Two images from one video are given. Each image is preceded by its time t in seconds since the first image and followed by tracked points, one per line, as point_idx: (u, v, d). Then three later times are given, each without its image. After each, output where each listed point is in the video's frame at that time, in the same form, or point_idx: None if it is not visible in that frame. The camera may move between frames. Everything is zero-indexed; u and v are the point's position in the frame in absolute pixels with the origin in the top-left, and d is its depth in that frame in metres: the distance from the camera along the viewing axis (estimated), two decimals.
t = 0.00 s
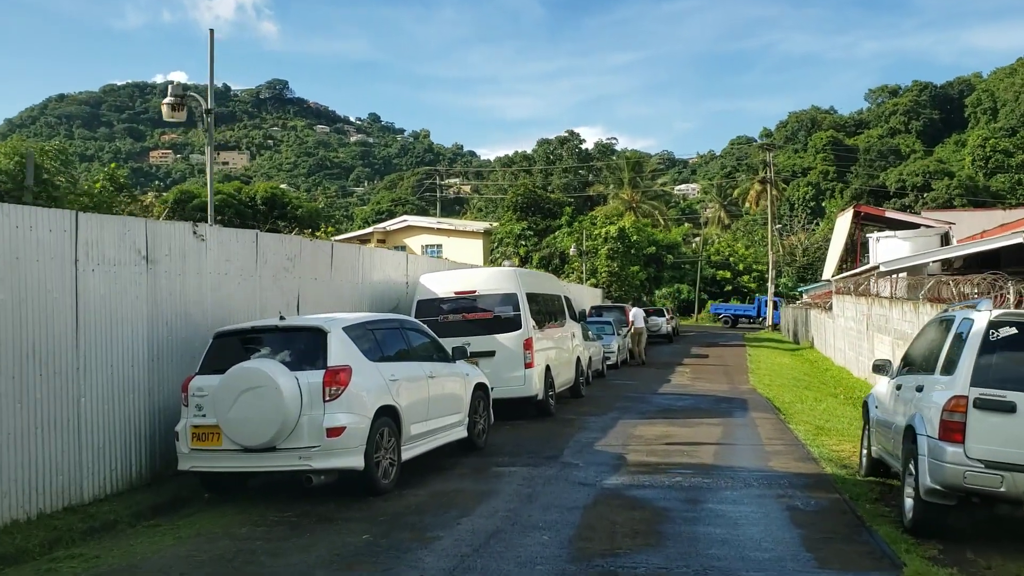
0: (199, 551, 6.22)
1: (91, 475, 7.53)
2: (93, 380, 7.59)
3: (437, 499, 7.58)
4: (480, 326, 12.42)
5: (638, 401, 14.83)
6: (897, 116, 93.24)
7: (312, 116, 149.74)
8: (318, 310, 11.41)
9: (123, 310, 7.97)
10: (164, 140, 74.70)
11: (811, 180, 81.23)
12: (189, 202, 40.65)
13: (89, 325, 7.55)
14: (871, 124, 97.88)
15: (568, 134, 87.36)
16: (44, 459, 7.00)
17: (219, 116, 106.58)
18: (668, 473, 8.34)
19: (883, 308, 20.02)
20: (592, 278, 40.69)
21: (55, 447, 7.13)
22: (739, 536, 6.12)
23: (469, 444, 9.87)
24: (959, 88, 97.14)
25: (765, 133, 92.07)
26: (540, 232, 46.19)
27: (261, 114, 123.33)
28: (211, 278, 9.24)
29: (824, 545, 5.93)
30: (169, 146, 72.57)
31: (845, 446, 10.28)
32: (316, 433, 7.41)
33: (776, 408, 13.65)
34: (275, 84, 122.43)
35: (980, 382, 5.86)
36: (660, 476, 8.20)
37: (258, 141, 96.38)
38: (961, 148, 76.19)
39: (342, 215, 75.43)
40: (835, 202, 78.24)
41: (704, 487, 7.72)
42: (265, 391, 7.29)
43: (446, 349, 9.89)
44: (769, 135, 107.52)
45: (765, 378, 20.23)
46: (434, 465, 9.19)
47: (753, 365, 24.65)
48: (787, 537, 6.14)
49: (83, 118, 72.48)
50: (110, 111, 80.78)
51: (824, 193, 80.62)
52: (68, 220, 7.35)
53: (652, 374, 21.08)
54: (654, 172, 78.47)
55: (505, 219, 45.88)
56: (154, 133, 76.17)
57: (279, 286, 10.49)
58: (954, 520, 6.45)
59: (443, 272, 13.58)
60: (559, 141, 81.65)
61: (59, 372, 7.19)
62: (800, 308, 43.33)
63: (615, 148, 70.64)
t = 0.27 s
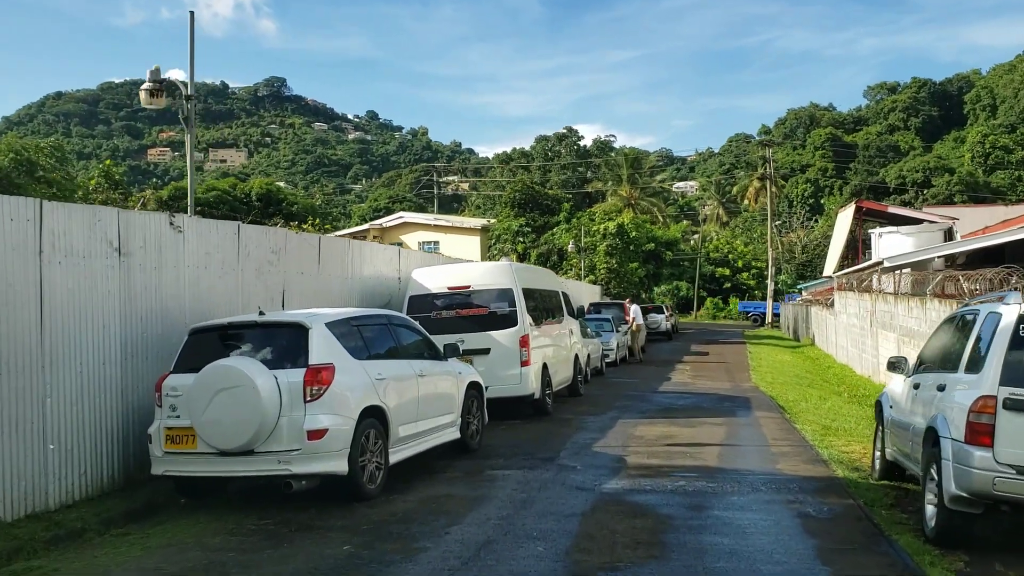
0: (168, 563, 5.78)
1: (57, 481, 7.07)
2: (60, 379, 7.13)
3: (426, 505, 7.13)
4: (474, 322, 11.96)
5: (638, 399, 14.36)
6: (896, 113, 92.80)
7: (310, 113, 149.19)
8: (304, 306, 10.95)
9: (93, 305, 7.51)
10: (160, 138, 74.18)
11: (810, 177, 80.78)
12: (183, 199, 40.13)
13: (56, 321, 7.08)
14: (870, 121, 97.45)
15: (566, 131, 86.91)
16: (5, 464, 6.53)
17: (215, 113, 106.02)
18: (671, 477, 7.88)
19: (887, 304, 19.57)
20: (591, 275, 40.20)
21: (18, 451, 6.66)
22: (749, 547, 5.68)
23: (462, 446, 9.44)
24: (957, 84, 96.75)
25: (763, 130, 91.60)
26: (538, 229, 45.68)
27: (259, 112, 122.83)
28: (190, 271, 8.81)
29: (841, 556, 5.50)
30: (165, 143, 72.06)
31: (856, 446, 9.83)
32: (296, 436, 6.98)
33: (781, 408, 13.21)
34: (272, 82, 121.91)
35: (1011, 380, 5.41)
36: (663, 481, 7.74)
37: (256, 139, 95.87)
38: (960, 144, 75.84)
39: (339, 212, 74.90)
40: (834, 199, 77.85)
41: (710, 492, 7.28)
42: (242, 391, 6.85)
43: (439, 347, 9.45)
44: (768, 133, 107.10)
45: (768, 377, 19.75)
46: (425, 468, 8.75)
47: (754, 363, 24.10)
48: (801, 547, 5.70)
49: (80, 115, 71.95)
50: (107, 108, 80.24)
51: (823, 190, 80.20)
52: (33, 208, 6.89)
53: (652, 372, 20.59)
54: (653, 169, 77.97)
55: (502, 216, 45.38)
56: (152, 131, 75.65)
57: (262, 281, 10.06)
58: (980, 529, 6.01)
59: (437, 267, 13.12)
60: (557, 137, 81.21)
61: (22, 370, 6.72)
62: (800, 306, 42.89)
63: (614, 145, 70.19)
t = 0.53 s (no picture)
0: None
1: (18, 491, 6.59)
2: (22, 381, 6.64)
3: (412, 516, 6.68)
4: (467, 320, 11.51)
5: (637, 400, 13.91)
6: (894, 110, 92.44)
7: (307, 111, 148.67)
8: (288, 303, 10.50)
9: (59, 302, 7.03)
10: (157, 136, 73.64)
11: (808, 175, 80.41)
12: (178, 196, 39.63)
13: (17, 319, 6.59)
14: (868, 119, 97.11)
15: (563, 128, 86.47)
16: None
17: (212, 110, 105.46)
18: (674, 485, 7.43)
19: (891, 302, 19.12)
20: (589, 272, 39.73)
21: None
22: (761, 565, 5.23)
23: (453, 450, 8.99)
24: (956, 82, 96.43)
25: (762, 128, 91.18)
26: (535, 226, 45.20)
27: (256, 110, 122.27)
28: (165, 266, 8.35)
29: None
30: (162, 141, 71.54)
31: (865, 448, 9.40)
32: (274, 443, 6.54)
33: (785, 408, 12.78)
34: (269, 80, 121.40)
35: None
36: (665, 488, 7.29)
37: (252, 137, 95.37)
38: (959, 142, 75.49)
39: (336, 210, 74.41)
40: (832, 197, 77.48)
41: (716, 501, 6.83)
42: (215, 394, 6.40)
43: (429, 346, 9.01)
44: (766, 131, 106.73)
45: (769, 376, 19.30)
46: (413, 474, 8.31)
47: (755, 362, 23.64)
48: (817, 564, 5.25)
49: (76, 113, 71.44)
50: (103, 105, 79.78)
51: (821, 188, 79.83)
52: None
53: (651, 371, 20.12)
54: (651, 166, 77.54)
55: (499, 213, 44.92)
56: (148, 128, 75.13)
57: (243, 277, 9.61)
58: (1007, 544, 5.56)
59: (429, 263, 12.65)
60: (555, 135, 80.80)
61: None
62: (800, 304, 42.46)
63: (611, 142, 69.76)
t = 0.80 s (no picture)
0: None
1: None
2: None
3: (391, 537, 6.21)
4: (456, 323, 11.04)
5: (633, 405, 13.44)
6: (889, 111, 92.25)
7: (302, 111, 148.25)
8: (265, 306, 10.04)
9: (16, 307, 6.56)
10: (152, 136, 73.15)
11: (803, 175, 80.15)
12: (169, 195, 39.14)
13: None
14: (862, 119, 96.92)
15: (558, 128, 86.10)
16: None
17: (206, 110, 104.90)
18: (673, 500, 6.98)
19: (892, 303, 18.69)
20: (584, 273, 39.27)
21: None
22: None
23: (439, 461, 8.54)
24: (951, 82, 96.31)
25: (757, 128, 90.92)
26: (530, 226, 44.69)
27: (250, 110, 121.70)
28: (132, 267, 7.91)
29: None
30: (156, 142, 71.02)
31: (871, 458, 8.96)
32: (243, 458, 6.10)
33: (785, 414, 12.34)
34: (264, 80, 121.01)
35: None
36: (663, 504, 6.84)
37: (246, 137, 94.86)
38: (954, 142, 75.32)
39: (329, 210, 73.89)
40: (827, 197, 77.24)
41: (720, 519, 6.37)
42: (179, 405, 5.94)
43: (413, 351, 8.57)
44: (761, 131, 106.49)
45: (768, 379, 18.86)
46: (396, 488, 7.86)
47: (753, 364, 23.21)
48: None
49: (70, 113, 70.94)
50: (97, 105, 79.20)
51: (816, 188, 79.56)
52: None
53: (647, 374, 19.65)
54: (647, 166, 77.14)
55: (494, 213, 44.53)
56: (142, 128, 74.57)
57: (217, 279, 9.18)
58: None
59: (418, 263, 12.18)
60: (550, 134, 80.49)
61: None
62: (796, 305, 42.04)
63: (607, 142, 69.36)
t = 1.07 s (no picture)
0: None
1: None
2: None
3: (358, 562, 5.74)
4: (437, 327, 10.55)
5: (623, 412, 12.98)
6: (878, 113, 92.33)
7: (291, 112, 147.60)
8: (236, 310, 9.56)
9: None
10: (138, 136, 72.41)
11: (792, 176, 80.06)
12: (153, 195, 38.56)
13: None
14: (851, 121, 96.98)
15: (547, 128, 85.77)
16: None
17: (193, 111, 104.09)
18: (664, 519, 6.52)
19: (886, 306, 18.29)
20: (573, 274, 38.75)
21: None
22: None
23: (417, 475, 8.08)
24: (939, 84, 96.53)
25: (746, 130, 90.83)
26: (518, 226, 44.17)
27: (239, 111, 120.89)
28: (88, 269, 7.41)
29: None
30: (142, 143, 70.32)
31: (870, 469, 8.53)
32: (197, 477, 5.63)
33: (779, 421, 11.92)
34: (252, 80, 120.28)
35: None
36: (654, 524, 6.39)
37: (234, 137, 94.12)
38: (943, 144, 75.37)
39: (318, 211, 73.31)
40: (817, 199, 77.14)
41: (715, 540, 5.93)
42: (126, 420, 5.46)
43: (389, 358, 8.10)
44: (750, 133, 106.47)
45: (759, 383, 18.45)
46: (369, 505, 7.39)
47: (744, 368, 22.82)
48: None
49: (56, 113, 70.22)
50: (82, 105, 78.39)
51: (805, 190, 79.46)
52: None
53: (637, 378, 19.19)
54: (636, 167, 76.85)
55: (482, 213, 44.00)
56: (128, 129, 73.82)
57: (183, 282, 8.71)
58: None
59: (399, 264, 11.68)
60: (539, 135, 80.18)
61: None
62: (787, 307, 41.75)
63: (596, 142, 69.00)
